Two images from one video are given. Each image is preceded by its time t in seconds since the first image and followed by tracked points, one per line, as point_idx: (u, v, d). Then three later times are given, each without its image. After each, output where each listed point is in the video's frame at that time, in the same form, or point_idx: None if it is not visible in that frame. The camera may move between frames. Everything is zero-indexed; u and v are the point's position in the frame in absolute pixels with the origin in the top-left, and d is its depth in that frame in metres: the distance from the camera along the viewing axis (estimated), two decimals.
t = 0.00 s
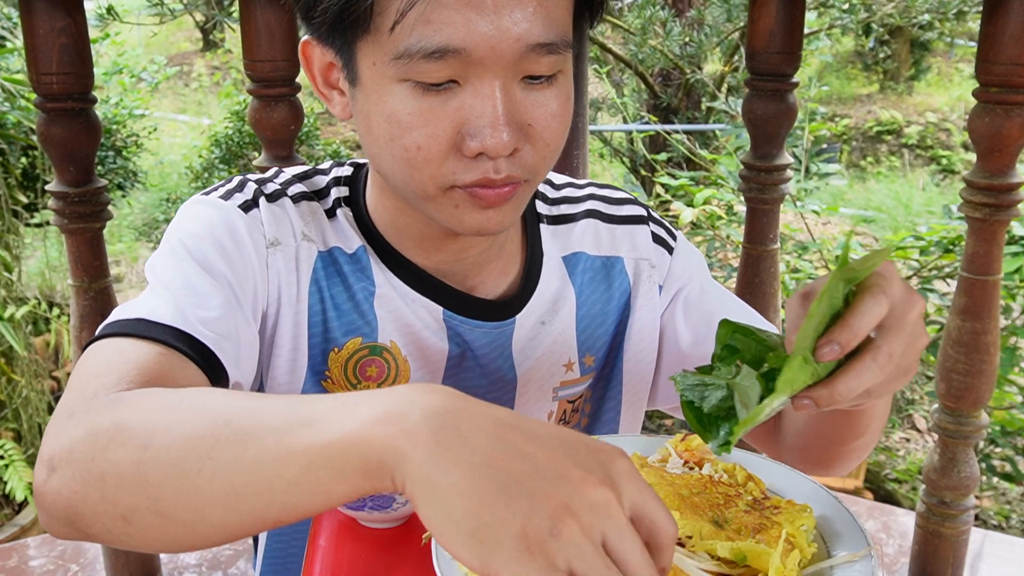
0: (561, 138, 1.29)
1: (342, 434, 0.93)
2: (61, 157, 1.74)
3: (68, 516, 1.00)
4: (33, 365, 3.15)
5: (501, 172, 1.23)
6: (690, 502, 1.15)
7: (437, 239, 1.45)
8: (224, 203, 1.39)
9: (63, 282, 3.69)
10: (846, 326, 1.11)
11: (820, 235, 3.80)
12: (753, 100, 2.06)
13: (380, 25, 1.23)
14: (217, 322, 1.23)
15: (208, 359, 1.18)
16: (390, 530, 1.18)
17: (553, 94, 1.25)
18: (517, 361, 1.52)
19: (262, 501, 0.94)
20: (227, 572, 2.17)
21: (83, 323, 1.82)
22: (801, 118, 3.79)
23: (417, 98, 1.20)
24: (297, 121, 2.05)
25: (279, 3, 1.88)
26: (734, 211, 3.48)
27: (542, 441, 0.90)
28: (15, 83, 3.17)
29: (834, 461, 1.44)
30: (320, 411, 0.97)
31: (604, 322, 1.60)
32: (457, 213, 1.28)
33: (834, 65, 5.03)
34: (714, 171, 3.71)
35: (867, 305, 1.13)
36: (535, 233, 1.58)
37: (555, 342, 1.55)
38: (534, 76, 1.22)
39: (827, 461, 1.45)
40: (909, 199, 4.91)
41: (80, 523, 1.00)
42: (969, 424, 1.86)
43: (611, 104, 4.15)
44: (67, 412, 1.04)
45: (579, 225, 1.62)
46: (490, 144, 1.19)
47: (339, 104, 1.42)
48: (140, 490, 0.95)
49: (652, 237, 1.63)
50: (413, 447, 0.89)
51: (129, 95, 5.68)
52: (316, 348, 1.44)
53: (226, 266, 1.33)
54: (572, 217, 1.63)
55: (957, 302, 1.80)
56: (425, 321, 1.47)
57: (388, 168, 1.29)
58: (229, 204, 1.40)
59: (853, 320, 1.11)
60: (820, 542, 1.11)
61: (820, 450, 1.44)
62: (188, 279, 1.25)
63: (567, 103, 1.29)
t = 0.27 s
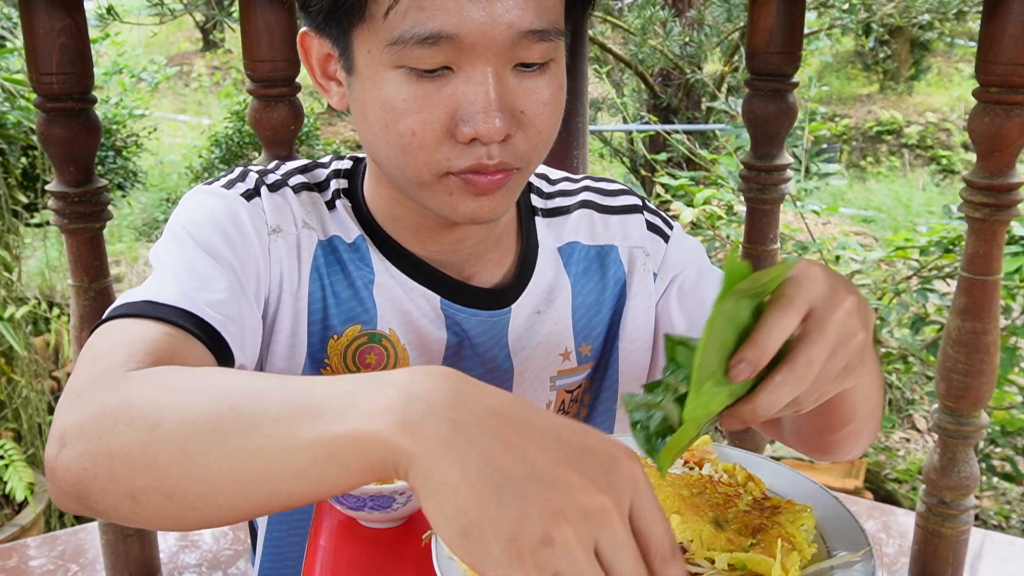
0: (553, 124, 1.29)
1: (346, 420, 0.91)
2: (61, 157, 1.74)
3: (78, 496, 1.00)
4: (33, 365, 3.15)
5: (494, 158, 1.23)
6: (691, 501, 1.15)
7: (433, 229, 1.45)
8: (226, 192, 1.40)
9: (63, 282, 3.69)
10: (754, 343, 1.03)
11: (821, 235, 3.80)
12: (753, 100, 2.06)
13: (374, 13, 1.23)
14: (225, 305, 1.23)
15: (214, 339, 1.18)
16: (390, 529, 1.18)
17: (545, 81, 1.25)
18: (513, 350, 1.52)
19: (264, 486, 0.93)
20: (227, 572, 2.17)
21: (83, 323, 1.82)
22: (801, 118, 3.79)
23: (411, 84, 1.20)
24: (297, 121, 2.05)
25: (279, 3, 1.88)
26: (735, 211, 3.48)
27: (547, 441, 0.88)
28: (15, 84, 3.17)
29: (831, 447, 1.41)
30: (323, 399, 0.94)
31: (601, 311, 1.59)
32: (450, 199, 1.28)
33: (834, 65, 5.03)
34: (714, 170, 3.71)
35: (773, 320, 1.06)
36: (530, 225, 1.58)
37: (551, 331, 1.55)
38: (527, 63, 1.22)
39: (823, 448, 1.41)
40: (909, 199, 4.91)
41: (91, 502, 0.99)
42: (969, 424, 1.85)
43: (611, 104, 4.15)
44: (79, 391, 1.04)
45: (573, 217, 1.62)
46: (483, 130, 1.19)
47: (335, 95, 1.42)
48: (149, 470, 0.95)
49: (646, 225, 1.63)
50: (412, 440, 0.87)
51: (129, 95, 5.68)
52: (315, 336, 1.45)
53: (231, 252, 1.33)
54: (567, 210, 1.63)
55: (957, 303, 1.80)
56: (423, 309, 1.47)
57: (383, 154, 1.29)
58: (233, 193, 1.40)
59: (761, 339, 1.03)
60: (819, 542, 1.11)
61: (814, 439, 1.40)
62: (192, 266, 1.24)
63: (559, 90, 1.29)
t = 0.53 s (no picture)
0: (544, 121, 1.30)
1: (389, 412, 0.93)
2: (61, 157, 1.74)
3: (104, 490, 0.98)
4: (34, 365, 3.15)
5: (485, 156, 1.23)
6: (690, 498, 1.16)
7: (428, 227, 1.45)
8: (227, 188, 1.39)
9: (63, 282, 3.69)
10: (755, 393, 1.03)
11: (820, 235, 3.80)
12: (753, 100, 2.06)
13: (364, 13, 1.22)
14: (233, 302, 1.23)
15: (225, 330, 1.19)
16: (390, 529, 1.18)
17: (536, 79, 1.25)
18: (510, 347, 1.52)
19: (308, 475, 0.93)
20: (228, 572, 2.17)
21: (83, 322, 1.82)
22: (801, 118, 3.79)
23: (401, 84, 1.20)
24: (297, 121, 2.05)
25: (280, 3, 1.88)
26: (734, 211, 3.48)
27: (585, 443, 0.89)
28: (15, 84, 3.18)
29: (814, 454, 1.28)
30: (374, 390, 0.95)
31: (596, 307, 1.59)
32: (443, 198, 1.29)
33: (834, 65, 5.03)
34: (714, 171, 3.71)
35: (771, 365, 1.05)
36: (525, 221, 1.58)
37: (546, 328, 1.55)
38: (517, 61, 1.22)
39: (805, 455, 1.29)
40: (909, 199, 4.91)
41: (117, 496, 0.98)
42: (969, 424, 1.86)
43: (611, 104, 4.15)
44: (98, 383, 1.02)
45: (569, 214, 1.62)
46: (473, 128, 1.19)
47: (328, 95, 1.42)
48: (188, 461, 0.94)
49: (641, 221, 1.63)
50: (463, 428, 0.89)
51: (129, 95, 5.68)
52: (312, 334, 1.45)
53: (234, 247, 1.32)
54: (563, 207, 1.62)
55: (957, 302, 1.80)
56: (421, 306, 1.47)
57: (375, 155, 1.29)
58: (234, 189, 1.39)
59: (761, 387, 1.03)
60: (819, 542, 1.11)
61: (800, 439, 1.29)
62: (202, 262, 1.23)
63: (549, 88, 1.29)
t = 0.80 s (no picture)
0: (544, 124, 1.30)
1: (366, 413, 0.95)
2: (61, 157, 1.74)
3: (83, 495, 0.99)
4: (33, 365, 3.15)
5: (485, 159, 1.23)
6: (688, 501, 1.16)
7: (428, 227, 1.45)
8: (225, 190, 1.39)
9: (63, 282, 3.69)
10: (746, 455, 1.05)
11: (820, 235, 3.80)
12: (753, 100, 2.06)
13: (364, 15, 1.22)
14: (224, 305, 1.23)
15: (212, 339, 1.18)
16: (390, 530, 1.18)
17: (536, 83, 1.25)
18: (510, 348, 1.52)
19: (289, 477, 0.95)
20: (228, 572, 2.17)
21: (83, 323, 1.82)
22: (801, 118, 3.79)
23: (401, 87, 1.20)
24: (297, 121, 2.05)
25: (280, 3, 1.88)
26: (735, 211, 3.48)
27: (558, 428, 0.92)
28: (15, 84, 3.18)
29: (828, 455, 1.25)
30: (346, 394, 0.97)
31: (596, 308, 1.59)
32: (443, 200, 1.29)
33: (834, 65, 5.04)
34: (714, 170, 3.71)
35: (762, 429, 1.06)
36: (525, 223, 1.58)
37: (546, 329, 1.55)
38: (517, 64, 1.22)
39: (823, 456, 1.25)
40: (909, 199, 4.91)
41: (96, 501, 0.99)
42: (969, 424, 1.86)
43: (611, 104, 4.15)
44: (79, 390, 1.03)
45: (569, 215, 1.62)
46: (473, 131, 1.19)
47: (329, 95, 1.42)
48: (167, 468, 0.95)
49: (641, 222, 1.63)
50: (436, 430, 0.91)
51: (129, 95, 5.68)
52: (310, 336, 1.45)
53: (229, 250, 1.32)
54: (563, 208, 1.62)
55: (957, 303, 1.80)
56: (420, 307, 1.47)
57: (375, 157, 1.29)
58: (231, 191, 1.40)
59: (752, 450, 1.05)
60: (819, 542, 1.11)
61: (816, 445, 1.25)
62: (191, 261, 1.24)
63: (549, 91, 1.29)
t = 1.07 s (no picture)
0: (550, 127, 1.30)
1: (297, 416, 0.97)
2: (61, 157, 1.74)
3: (48, 519, 1.03)
4: (33, 365, 3.15)
5: (492, 161, 1.23)
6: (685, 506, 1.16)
7: (429, 229, 1.45)
8: (215, 200, 1.39)
9: (63, 282, 3.69)
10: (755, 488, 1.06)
11: (820, 235, 3.80)
12: (753, 100, 2.06)
13: (374, 15, 1.22)
14: (205, 321, 1.24)
15: (184, 356, 1.20)
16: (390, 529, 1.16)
17: (544, 85, 1.26)
18: (511, 350, 1.52)
19: (235, 490, 0.98)
20: (228, 571, 2.17)
21: (83, 323, 1.82)
22: (801, 118, 3.79)
23: (410, 88, 1.20)
24: (297, 121, 2.05)
25: (280, 3, 1.88)
26: (735, 211, 3.48)
27: (473, 400, 0.93)
28: (15, 84, 3.18)
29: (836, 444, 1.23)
30: (273, 404, 0.99)
31: (596, 309, 1.59)
32: (449, 202, 1.29)
33: (834, 65, 5.04)
34: (714, 171, 3.71)
35: (773, 461, 1.07)
36: (525, 224, 1.58)
37: (546, 330, 1.55)
38: (525, 65, 1.22)
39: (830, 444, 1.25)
40: (909, 199, 4.91)
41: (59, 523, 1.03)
42: (969, 424, 1.85)
43: (611, 104, 4.14)
44: (42, 420, 1.07)
45: (570, 216, 1.62)
46: (481, 132, 1.19)
47: (334, 96, 1.42)
48: (116, 489, 0.99)
49: (641, 223, 1.63)
50: (357, 428, 0.93)
51: (129, 95, 5.69)
52: (308, 341, 1.45)
53: (217, 264, 1.33)
54: (563, 209, 1.63)
55: (957, 303, 1.80)
56: (420, 310, 1.46)
57: (381, 157, 1.29)
58: (221, 201, 1.40)
59: (762, 482, 1.06)
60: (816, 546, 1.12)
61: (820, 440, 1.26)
62: (166, 280, 1.25)
63: (556, 94, 1.29)
